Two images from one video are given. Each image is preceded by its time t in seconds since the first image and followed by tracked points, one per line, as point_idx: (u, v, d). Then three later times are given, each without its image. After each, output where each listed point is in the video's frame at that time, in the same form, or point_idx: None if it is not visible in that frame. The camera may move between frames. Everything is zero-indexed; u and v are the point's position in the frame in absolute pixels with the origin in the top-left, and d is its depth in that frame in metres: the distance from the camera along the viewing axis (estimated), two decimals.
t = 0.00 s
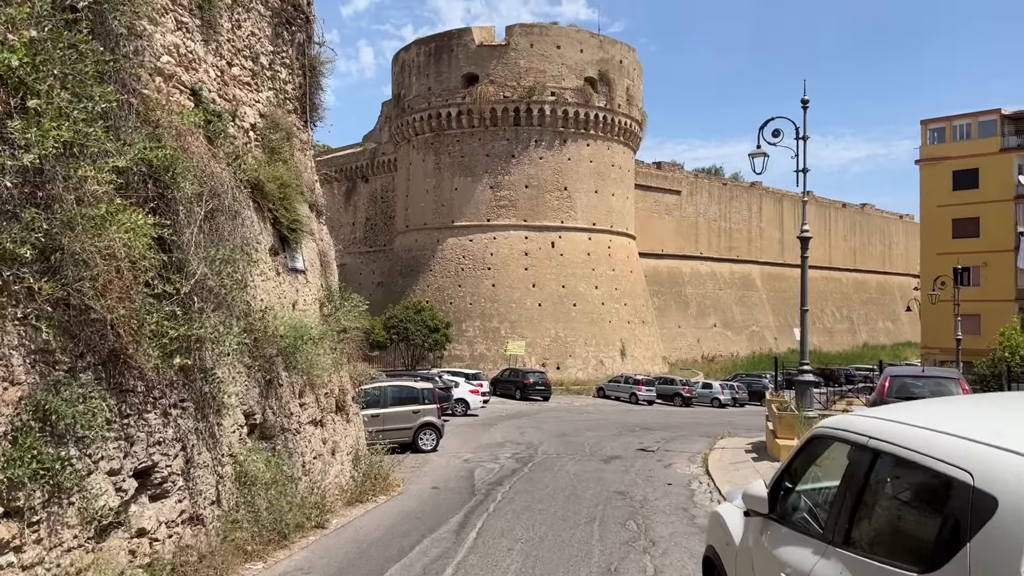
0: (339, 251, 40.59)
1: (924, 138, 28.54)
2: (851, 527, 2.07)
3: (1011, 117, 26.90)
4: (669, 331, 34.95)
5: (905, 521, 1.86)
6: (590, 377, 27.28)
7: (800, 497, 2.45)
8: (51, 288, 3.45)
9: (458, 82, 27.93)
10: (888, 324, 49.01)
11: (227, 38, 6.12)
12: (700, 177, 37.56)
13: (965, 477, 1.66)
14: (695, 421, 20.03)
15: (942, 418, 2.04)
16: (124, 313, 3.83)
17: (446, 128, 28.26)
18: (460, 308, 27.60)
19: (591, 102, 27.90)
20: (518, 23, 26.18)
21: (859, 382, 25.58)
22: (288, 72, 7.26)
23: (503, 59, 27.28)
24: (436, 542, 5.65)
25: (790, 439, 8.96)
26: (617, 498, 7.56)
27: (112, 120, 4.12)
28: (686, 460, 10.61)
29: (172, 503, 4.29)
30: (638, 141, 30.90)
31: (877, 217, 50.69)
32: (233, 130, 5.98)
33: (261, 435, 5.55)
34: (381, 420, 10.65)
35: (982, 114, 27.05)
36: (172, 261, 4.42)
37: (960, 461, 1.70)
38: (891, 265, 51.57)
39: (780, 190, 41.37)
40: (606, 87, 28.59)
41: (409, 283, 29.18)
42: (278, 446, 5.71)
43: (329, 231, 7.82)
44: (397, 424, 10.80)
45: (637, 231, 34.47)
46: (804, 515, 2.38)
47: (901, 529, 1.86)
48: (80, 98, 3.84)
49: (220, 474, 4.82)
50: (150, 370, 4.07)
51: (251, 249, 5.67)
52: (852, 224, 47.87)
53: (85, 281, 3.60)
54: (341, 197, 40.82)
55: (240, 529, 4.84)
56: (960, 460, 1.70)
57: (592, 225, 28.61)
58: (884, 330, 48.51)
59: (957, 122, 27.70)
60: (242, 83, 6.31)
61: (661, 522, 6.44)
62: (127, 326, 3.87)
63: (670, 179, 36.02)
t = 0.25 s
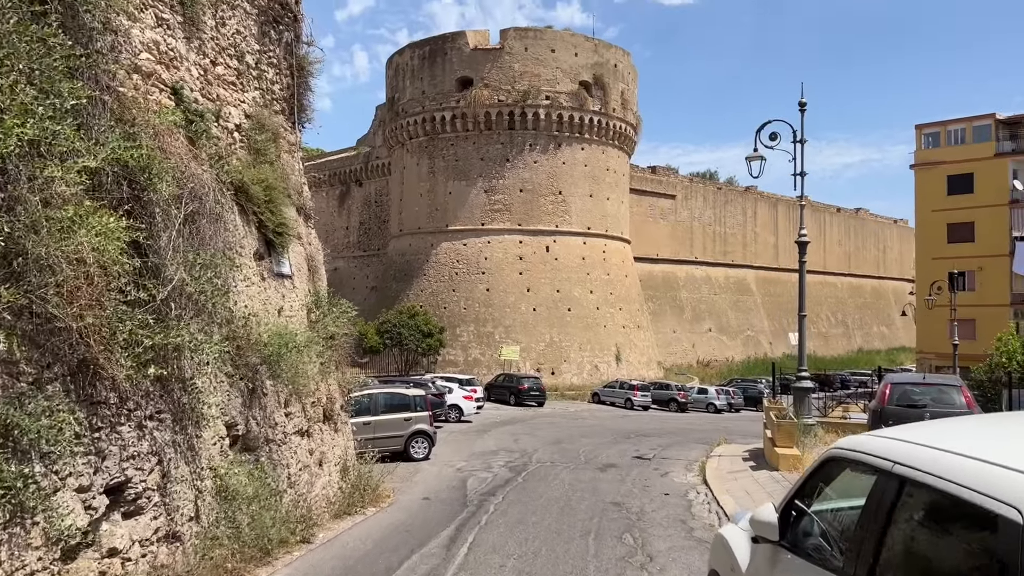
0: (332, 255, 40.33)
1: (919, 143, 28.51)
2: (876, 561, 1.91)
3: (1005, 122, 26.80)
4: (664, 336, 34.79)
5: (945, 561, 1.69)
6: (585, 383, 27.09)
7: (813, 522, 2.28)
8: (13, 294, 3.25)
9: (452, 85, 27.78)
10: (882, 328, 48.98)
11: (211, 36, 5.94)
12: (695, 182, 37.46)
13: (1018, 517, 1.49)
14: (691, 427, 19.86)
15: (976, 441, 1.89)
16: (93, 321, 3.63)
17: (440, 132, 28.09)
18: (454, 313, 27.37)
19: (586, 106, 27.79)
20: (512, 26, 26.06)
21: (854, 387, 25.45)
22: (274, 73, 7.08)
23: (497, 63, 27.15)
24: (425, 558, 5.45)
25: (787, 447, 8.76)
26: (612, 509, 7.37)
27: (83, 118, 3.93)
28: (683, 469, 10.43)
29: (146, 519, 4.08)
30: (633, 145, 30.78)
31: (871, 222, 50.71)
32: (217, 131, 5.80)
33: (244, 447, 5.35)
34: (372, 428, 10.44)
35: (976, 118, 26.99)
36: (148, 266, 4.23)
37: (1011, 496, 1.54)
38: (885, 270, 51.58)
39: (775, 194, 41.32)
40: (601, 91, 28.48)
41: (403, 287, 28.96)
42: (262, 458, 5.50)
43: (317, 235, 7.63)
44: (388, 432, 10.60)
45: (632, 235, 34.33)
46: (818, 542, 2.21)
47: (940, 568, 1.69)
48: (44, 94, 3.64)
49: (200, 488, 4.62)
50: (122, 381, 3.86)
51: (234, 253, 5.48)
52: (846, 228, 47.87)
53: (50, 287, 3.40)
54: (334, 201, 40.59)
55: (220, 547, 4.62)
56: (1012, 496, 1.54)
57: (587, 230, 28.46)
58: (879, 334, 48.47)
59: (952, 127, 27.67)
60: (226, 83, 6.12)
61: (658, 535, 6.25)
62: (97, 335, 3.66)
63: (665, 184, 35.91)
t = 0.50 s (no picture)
0: (326, 259, 40.09)
1: (914, 146, 28.46)
2: None
3: (1000, 125, 26.66)
4: (660, 339, 34.63)
5: None
6: (580, 386, 26.91)
7: (828, 533, 2.10)
8: None
9: (447, 88, 27.61)
10: (877, 332, 48.95)
11: (193, 27, 5.74)
12: (690, 185, 37.36)
13: None
14: (687, 431, 19.68)
15: (1007, 441, 1.70)
16: (58, 317, 3.42)
17: (435, 135, 27.93)
18: (448, 316, 27.15)
19: (581, 109, 27.68)
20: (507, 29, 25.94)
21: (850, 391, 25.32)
22: (261, 66, 6.88)
23: (492, 65, 27.06)
24: (413, 567, 5.24)
25: (786, 451, 8.58)
26: (608, 515, 7.17)
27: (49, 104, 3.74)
28: (680, 473, 10.24)
29: (117, 528, 3.87)
30: (628, 148, 30.66)
31: (866, 225, 50.71)
32: (199, 124, 5.60)
33: (224, 451, 5.13)
34: (364, 432, 10.24)
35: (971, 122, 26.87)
36: (120, 261, 4.03)
37: None
38: (880, 274, 51.59)
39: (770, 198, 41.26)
40: (595, 94, 28.38)
41: (397, 290, 28.75)
42: (243, 463, 5.29)
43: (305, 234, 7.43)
44: (379, 437, 10.38)
45: (627, 239, 34.20)
46: (833, 554, 2.03)
47: None
48: (5, 75, 3.43)
49: (175, 495, 4.40)
50: (90, 381, 3.65)
51: (214, 250, 5.28)
52: (841, 232, 47.85)
53: (9, 281, 3.20)
54: (328, 205, 40.37)
55: (196, 556, 4.40)
56: None
57: (582, 233, 28.32)
58: (874, 338, 48.44)
59: (947, 130, 27.63)
60: (210, 75, 5.93)
61: (655, 542, 6.06)
62: (62, 332, 3.45)
63: (660, 187, 35.80)
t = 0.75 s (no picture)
0: (320, 263, 39.85)
1: (910, 150, 28.40)
2: None
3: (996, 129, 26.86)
4: (656, 343, 34.45)
5: None
6: (576, 391, 26.72)
7: (842, 553, 1.93)
8: None
9: (442, 90, 27.47)
10: (873, 336, 48.89)
11: (176, 21, 5.56)
12: (686, 189, 37.25)
13: None
14: (684, 436, 19.51)
15: None
16: (22, 321, 3.23)
17: (430, 138, 27.77)
18: (443, 320, 26.93)
19: (577, 112, 27.56)
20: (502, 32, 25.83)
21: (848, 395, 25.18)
22: (247, 64, 6.70)
23: (488, 68, 26.94)
24: None
25: (786, 458, 8.40)
26: (604, 524, 6.99)
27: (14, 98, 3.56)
28: (677, 480, 10.05)
29: (87, 543, 3.66)
30: (624, 152, 30.54)
31: (862, 229, 50.69)
32: (181, 121, 5.42)
33: (205, 460, 4.94)
34: (355, 439, 10.05)
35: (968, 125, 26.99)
36: (92, 261, 3.85)
37: None
38: (876, 278, 51.56)
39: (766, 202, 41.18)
40: (591, 97, 28.28)
41: (392, 294, 28.54)
42: (226, 472, 5.10)
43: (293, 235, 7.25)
44: (371, 443, 10.19)
45: (623, 242, 34.05)
46: None
47: None
48: None
49: (152, 507, 4.20)
50: (58, 388, 3.46)
51: (195, 251, 5.10)
52: (837, 236, 47.81)
53: None
54: (323, 208, 40.17)
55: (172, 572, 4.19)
56: None
57: (578, 236, 28.17)
58: (870, 342, 48.36)
59: (943, 134, 27.57)
60: (193, 72, 5.75)
61: (653, 553, 5.88)
62: (28, 337, 3.27)
63: (656, 191, 35.68)
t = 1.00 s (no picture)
0: (317, 268, 39.64)
1: (908, 155, 28.30)
2: None
3: (994, 134, 26.82)
4: (654, 349, 34.25)
5: None
6: (574, 397, 26.50)
7: None
8: None
9: (439, 95, 27.33)
10: (871, 342, 48.79)
11: (161, 12, 5.35)
12: (683, 194, 37.14)
13: None
14: (683, 442, 19.30)
15: None
16: None
17: (427, 142, 27.61)
18: (440, 325, 26.70)
19: (574, 116, 27.42)
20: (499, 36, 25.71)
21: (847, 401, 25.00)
22: (237, 60, 6.51)
23: (485, 72, 26.79)
24: None
25: (790, 465, 8.20)
26: (604, 534, 6.78)
27: None
28: (678, 488, 9.85)
29: (60, 557, 3.41)
30: (622, 156, 30.41)
31: (859, 235, 50.64)
32: (166, 116, 5.23)
33: (189, 469, 4.71)
34: (348, 445, 9.81)
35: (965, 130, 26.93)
36: (64, 259, 3.64)
37: None
38: (873, 283, 51.47)
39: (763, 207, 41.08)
40: (589, 101, 28.15)
41: (388, 299, 28.33)
42: (210, 481, 4.88)
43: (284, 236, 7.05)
44: (365, 450, 9.97)
45: (620, 247, 33.88)
46: None
47: None
48: None
49: (130, 519, 3.96)
50: (25, 393, 3.24)
51: (179, 250, 4.89)
52: (835, 241, 47.75)
53: None
54: (320, 213, 39.99)
55: None
56: None
57: (576, 241, 28.02)
58: (868, 348, 48.24)
59: (941, 139, 27.49)
60: (179, 65, 5.55)
61: (656, 565, 5.67)
62: None
63: (654, 196, 35.56)
